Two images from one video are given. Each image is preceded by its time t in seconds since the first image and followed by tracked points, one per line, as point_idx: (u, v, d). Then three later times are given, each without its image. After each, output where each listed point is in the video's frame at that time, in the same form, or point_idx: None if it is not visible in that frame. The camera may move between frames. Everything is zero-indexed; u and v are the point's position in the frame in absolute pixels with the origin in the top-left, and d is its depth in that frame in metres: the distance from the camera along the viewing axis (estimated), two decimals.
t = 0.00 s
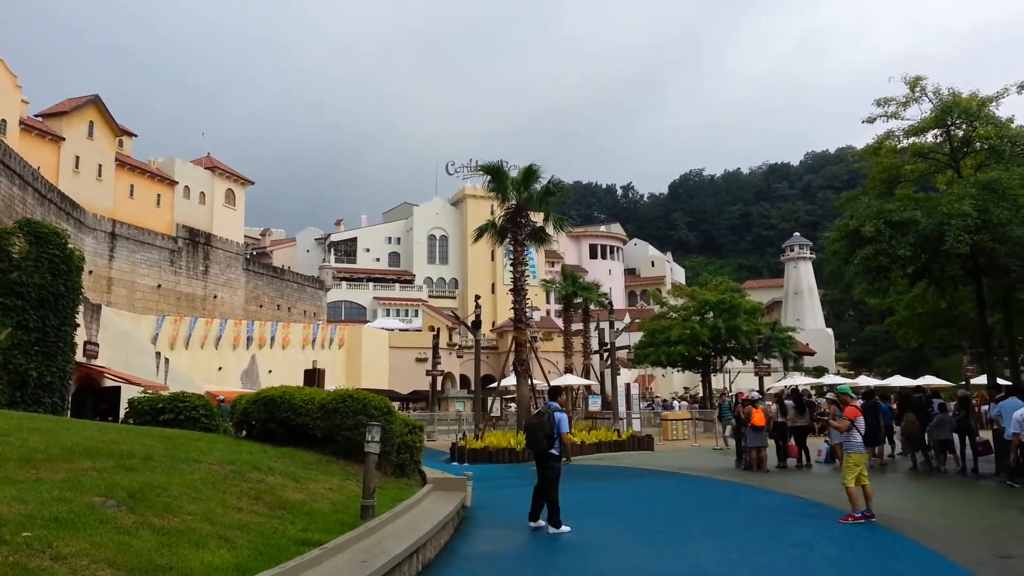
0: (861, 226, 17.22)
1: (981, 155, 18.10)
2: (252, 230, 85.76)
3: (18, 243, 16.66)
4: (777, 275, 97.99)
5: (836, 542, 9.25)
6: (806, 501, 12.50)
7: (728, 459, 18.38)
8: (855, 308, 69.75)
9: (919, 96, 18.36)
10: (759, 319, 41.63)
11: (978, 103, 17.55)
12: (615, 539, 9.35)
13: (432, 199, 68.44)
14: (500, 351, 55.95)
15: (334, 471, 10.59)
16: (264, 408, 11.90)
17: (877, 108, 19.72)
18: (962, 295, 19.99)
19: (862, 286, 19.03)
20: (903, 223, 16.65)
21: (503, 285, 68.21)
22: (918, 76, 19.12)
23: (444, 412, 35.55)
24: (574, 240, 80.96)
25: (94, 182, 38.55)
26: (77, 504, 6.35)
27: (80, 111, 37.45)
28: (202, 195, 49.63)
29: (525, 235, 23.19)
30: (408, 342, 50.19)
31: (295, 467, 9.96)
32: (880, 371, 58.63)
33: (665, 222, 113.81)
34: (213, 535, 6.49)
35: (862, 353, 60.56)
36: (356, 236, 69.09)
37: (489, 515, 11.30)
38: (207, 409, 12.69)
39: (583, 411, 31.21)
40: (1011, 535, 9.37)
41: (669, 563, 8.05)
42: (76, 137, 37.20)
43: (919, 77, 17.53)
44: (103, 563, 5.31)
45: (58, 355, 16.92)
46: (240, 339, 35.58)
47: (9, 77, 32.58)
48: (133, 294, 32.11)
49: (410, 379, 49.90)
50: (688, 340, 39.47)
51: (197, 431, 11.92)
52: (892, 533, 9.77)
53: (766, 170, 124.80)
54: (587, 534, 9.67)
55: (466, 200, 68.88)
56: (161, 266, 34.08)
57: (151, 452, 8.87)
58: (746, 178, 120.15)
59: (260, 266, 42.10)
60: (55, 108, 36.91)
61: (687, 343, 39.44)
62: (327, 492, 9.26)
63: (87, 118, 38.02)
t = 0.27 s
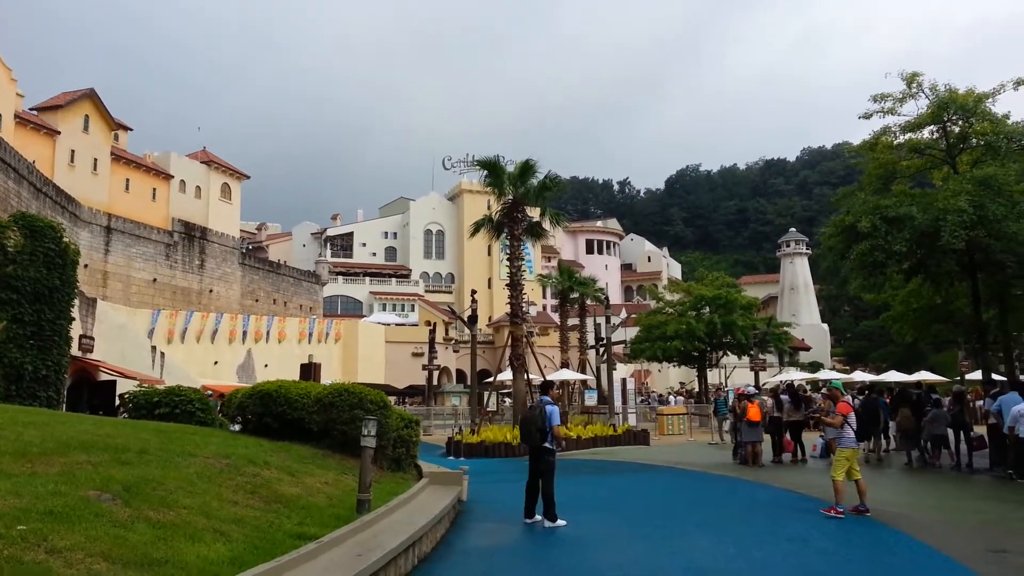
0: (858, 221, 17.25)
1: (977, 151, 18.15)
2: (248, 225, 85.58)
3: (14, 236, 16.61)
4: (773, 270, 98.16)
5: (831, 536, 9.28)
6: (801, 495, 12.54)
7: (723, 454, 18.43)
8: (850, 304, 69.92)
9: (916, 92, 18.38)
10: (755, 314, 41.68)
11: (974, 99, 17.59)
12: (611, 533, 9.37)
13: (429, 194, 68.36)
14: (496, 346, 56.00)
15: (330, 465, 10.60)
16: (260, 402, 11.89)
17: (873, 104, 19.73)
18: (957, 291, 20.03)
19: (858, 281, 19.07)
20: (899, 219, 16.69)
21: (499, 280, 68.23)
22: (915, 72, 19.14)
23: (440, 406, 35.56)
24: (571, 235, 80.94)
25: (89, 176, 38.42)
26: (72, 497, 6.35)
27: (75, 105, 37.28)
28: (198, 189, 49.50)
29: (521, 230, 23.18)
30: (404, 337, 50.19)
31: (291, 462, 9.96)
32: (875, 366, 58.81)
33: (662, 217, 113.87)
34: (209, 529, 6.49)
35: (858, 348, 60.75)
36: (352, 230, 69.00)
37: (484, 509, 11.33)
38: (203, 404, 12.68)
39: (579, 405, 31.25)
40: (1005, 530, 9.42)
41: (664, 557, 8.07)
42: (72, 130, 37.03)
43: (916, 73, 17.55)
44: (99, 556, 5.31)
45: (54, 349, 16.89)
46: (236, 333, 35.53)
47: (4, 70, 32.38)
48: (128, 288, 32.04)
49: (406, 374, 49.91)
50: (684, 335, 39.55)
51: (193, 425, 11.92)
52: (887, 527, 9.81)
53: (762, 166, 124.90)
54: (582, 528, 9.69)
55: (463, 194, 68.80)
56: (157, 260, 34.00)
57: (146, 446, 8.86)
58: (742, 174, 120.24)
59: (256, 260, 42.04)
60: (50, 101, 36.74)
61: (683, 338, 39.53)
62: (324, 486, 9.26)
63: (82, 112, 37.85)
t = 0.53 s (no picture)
0: (851, 216, 17.29)
1: (971, 146, 18.18)
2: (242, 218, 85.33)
3: (6, 230, 16.56)
4: (767, 265, 98.38)
5: (822, 528, 9.33)
6: (794, 488, 12.59)
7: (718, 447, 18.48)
8: (844, 298, 70.19)
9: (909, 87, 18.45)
10: (748, 308, 41.77)
11: (968, 94, 17.62)
12: (605, 525, 9.41)
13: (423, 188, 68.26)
14: (491, 340, 56.06)
15: (324, 458, 10.61)
16: (253, 395, 11.88)
17: (868, 98, 19.76)
18: (950, 285, 20.10)
19: (851, 276, 19.11)
20: (893, 213, 16.73)
21: (494, 274, 68.25)
22: (909, 66, 19.17)
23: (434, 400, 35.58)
24: (565, 229, 80.94)
25: (82, 169, 38.27)
26: (64, 490, 6.34)
27: (68, 98, 37.07)
28: (191, 183, 49.32)
29: (515, 224, 23.20)
30: (399, 330, 50.18)
31: (284, 454, 9.96)
32: (868, 360, 59.05)
33: (656, 211, 113.98)
34: (201, 521, 6.50)
35: (850, 342, 60.99)
36: (347, 224, 68.88)
37: (478, 502, 11.36)
38: (196, 397, 12.67)
39: (573, 399, 31.32)
40: (996, 522, 9.48)
41: (657, 549, 8.10)
42: (64, 124, 36.81)
43: (910, 67, 17.56)
44: (91, 549, 5.30)
45: (46, 342, 16.82)
46: (229, 327, 35.48)
47: None
48: (122, 281, 31.94)
49: (400, 368, 49.93)
50: (678, 329, 39.67)
51: (186, 418, 11.91)
52: (877, 519, 9.88)
53: (757, 160, 125.04)
54: (575, 520, 9.72)
55: (458, 188, 68.72)
56: (150, 253, 33.90)
57: (139, 439, 8.85)
58: (737, 168, 120.37)
59: (249, 254, 41.94)
60: (42, 94, 36.50)
61: (677, 332, 39.65)
62: (317, 479, 9.26)
63: (75, 105, 37.63)
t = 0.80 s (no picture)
0: (840, 212, 17.36)
1: (959, 142, 18.28)
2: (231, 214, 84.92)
3: None
4: (757, 261, 98.77)
5: (810, 523, 9.39)
6: (783, 484, 12.68)
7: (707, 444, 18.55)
8: (832, 294, 70.59)
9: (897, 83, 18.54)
10: (738, 304, 41.92)
11: (956, 90, 17.72)
12: (596, 521, 9.45)
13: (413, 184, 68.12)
14: (481, 336, 56.08)
15: (314, 455, 10.59)
16: (242, 392, 11.84)
17: (857, 95, 19.84)
18: (937, 281, 20.23)
19: (840, 271, 19.20)
20: (881, 209, 16.82)
21: (484, 270, 68.22)
22: (898, 62, 19.25)
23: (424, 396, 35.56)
24: (556, 225, 80.97)
25: (69, 164, 37.96)
26: (52, 488, 6.31)
27: (55, 92, 36.75)
28: (180, 178, 49.03)
29: (506, 220, 23.19)
30: (389, 327, 50.11)
31: (273, 451, 9.93)
32: (856, 356, 59.43)
33: (647, 207, 114.23)
34: (190, 519, 6.48)
35: (839, 338, 61.37)
36: (337, 220, 68.67)
37: (468, 499, 11.35)
38: (185, 394, 12.62)
39: (563, 395, 31.38)
40: (982, 516, 9.56)
41: (647, 545, 8.13)
42: (52, 118, 36.50)
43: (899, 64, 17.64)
44: (79, 547, 5.28)
45: (33, 339, 16.71)
46: (219, 323, 35.33)
47: None
48: (110, 277, 31.75)
49: (391, 364, 49.88)
50: (668, 325, 39.82)
51: (175, 415, 11.86)
52: (865, 514, 9.94)
53: (746, 157, 125.43)
54: (565, 516, 9.73)
55: (448, 184, 68.61)
56: (139, 249, 33.70)
57: (127, 436, 8.80)
58: (727, 164, 120.71)
59: (239, 250, 41.76)
60: (29, 88, 36.17)
61: (667, 328, 39.81)
62: (306, 476, 9.24)
63: (62, 99, 37.32)
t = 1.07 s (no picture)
0: (832, 214, 17.44)
1: (950, 145, 18.39)
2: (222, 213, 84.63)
3: None
4: (749, 263, 99.10)
5: (801, 524, 9.42)
6: (774, 485, 12.74)
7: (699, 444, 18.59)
8: (823, 296, 70.92)
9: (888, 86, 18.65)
10: (730, 306, 42.02)
11: (948, 93, 17.82)
12: (587, 521, 9.46)
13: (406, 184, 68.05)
14: (474, 337, 56.08)
15: (305, 454, 10.56)
16: (233, 392, 11.81)
17: (849, 97, 19.92)
18: (928, 283, 20.35)
19: (831, 273, 19.27)
20: (873, 212, 16.90)
21: (477, 271, 68.20)
22: (889, 66, 19.35)
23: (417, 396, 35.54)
24: (548, 226, 81.04)
25: (61, 163, 37.78)
26: (42, 487, 6.28)
27: (47, 90, 36.53)
28: (171, 177, 48.84)
29: (499, 220, 23.19)
30: (381, 327, 50.03)
31: (264, 451, 9.90)
32: (847, 357, 59.70)
33: (639, 209, 114.48)
34: (181, 519, 6.46)
35: (830, 340, 61.63)
36: (329, 220, 68.53)
37: (460, 499, 11.34)
38: (176, 393, 12.57)
39: (556, 395, 31.40)
40: (972, 518, 9.61)
41: (638, 545, 8.15)
42: (43, 116, 36.28)
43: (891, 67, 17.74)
44: (68, 546, 5.26)
45: (23, 337, 16.61)
46: (210, 323, 35.20)
47: None
48: (101, 276, 31.60)
49: (383, 365, 49.82)
50: (660, 326, 39.93)
51: (166, 415, 11.82)
52: (855, 515, 9.98)
53: (738, 159, 125.87)
54: (557, 517, 9.73)
55: (441, 184, 68.57)
56: (130, 248, 33.55)
57: (118, 435, 8.78)
58: (719, 166, 121.11)
59: (231, 250, 41.64)
60: (20, 86, 35.92)
61: (659, 329, 39.92)
62: (298, 476, 9.22)
63: (54, 97, 37.11)
